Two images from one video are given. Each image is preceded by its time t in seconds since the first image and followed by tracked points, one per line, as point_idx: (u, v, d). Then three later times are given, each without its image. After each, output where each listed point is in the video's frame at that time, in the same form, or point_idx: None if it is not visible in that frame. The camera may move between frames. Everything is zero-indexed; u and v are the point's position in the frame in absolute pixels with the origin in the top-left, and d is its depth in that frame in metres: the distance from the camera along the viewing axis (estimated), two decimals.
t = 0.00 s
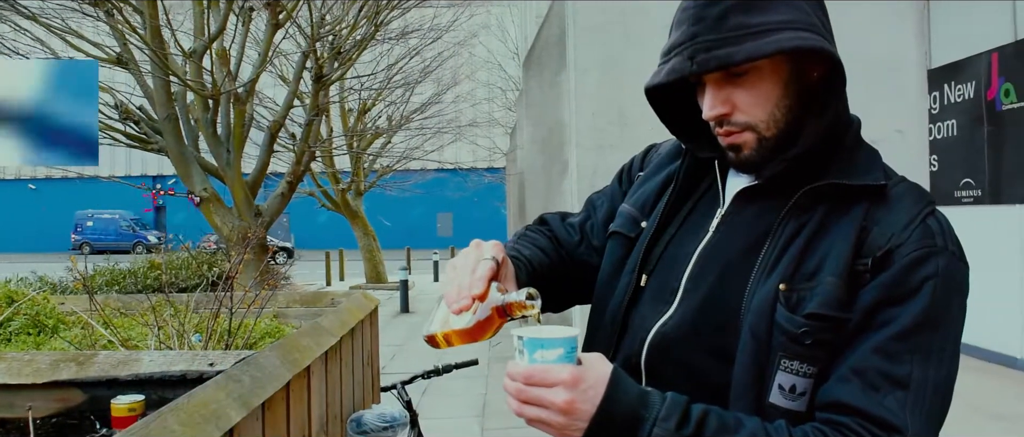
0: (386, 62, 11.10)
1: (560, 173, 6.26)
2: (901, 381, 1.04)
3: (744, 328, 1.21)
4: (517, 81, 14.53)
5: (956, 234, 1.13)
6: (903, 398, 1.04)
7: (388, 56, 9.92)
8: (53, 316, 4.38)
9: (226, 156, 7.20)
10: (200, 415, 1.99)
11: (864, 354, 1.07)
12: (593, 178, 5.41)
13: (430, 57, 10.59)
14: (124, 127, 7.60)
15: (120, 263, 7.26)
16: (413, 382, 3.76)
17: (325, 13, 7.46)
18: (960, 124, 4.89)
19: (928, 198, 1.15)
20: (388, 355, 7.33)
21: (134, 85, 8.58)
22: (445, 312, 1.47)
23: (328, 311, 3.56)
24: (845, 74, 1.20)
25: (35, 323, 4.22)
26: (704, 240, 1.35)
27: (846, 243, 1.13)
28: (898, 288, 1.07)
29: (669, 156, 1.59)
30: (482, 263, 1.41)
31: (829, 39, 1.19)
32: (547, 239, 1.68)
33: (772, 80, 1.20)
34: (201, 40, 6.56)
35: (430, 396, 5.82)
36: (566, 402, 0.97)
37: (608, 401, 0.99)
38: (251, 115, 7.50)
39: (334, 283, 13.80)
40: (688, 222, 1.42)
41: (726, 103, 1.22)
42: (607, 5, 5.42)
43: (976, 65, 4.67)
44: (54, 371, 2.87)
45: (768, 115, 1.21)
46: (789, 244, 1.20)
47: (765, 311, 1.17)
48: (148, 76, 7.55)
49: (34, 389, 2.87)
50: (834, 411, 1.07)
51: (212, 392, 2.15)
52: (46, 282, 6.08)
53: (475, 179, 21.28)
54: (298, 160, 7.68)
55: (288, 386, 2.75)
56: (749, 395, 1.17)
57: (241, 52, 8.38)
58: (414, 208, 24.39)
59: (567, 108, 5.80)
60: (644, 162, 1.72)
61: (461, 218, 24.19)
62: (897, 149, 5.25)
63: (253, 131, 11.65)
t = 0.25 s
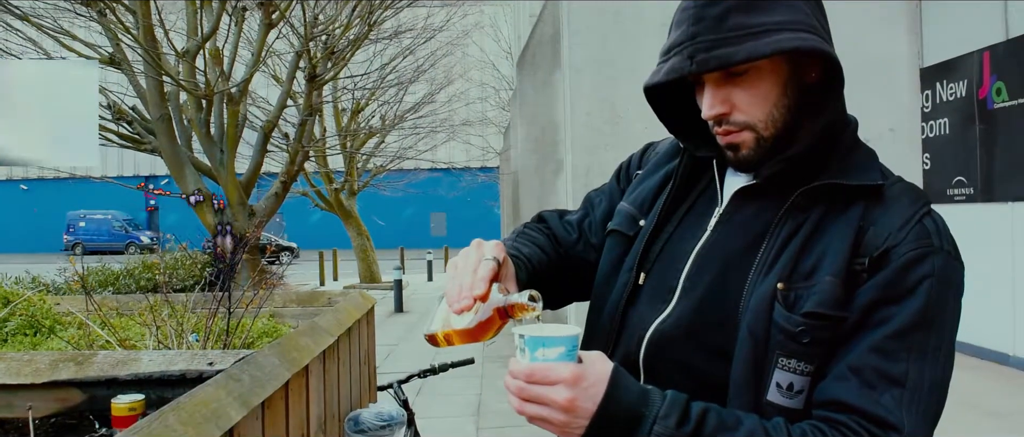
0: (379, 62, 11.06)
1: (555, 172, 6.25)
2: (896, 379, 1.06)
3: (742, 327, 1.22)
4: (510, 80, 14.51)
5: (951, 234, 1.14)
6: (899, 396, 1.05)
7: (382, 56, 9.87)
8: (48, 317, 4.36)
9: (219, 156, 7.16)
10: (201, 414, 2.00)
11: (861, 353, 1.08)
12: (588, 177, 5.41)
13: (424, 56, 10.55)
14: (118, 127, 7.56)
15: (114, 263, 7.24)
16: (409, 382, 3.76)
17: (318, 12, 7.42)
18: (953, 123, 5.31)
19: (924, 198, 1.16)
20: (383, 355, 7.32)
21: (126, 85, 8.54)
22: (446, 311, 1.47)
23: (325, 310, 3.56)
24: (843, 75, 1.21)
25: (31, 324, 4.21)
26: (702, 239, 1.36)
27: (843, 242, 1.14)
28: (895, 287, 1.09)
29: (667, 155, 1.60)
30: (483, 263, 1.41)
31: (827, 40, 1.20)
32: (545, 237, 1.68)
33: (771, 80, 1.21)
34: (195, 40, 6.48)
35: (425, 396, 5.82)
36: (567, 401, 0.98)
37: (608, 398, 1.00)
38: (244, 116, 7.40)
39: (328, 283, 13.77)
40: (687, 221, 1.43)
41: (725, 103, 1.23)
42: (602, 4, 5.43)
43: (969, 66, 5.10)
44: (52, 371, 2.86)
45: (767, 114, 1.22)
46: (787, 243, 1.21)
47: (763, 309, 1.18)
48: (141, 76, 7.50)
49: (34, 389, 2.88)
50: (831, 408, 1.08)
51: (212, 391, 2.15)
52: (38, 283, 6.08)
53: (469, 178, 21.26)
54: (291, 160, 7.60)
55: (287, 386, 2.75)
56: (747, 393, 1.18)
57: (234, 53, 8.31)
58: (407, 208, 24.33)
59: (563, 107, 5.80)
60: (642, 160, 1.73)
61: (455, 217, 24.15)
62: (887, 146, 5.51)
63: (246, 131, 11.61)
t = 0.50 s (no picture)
0: (373, 61, 11.01)
1: (548, 172, 6.26)
2: (892, 378, 1.07)
3: (740, 326, 1.23)
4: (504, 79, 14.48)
5: (946, 235, 1.15)
6: (895, 395, 1.06)
7: (375, 55, 9.85)
8: (43, 316, 4.35)
9: (213, 156, 7.00)
10: (201, 412, 2.01)
11: (857, 353, 1.09)
12: (582, 177, 5.41)
13: (417, 56, 10.53)
14: (111, 126, 7.51)
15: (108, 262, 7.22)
16: (404, 381, 3.76)
17: (312, 12, 7.38)
18: (945, 121, 5.63)
19: (920, 200, 1.17)
20: (376, 354, 7.33)
21: (118, 84, 8.48)
22: (446, 309, 1.47)
23: (322, 309, 3.56)
24: (840, 76, 1.22)
25: (26, 323, 4.21)
26: (700, 238, 1.36)
27: (840, 243, 1.15)
28: (890, 288, 1.10)
29: (665, 154, 1.61)
30: (483, 262, 1.42)
31: (826, 42, 1.21)
32: (543, 235, 1.69)
33: (770, 82, 1.22)
34: (189, 40, 6.39)
35: (419, 395, 5.82)
36: (568, 399, 0.99)
37: (608, 397, 1.01)
38: (238, 115, 7.31)
39: (321, 282, 13.74)
40: (684, 220, 1.44)
41: (724, 103, 1.23)
42: (598, 5, 5.44)
43: (962, 66, 5.39)
44: (50, 369, 2.92)
45: (766, 115, 1.23)
46: (784, 243, 1.22)
47: (760, 309, 1.19)
48: (133, 75, 7.44)
49: (32, 388, 2.95)
50: (828, 407, 1.09)
51: (211, 390, 2.16)
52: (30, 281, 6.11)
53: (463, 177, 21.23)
54: (285, 160, 7.53)
55: (285, 384, 2.75)
56: (744, 392, 1.19)
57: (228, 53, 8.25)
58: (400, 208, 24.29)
59: (557, 107, 5.81)
60: (639, 159, 1.74)
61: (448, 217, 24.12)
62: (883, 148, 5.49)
63: (240, 130, 11.56)
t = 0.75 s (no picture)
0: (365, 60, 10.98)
1: (541, 172, 6.27)
2: (886, 376, 1.08)
3: (736, 325, 1.24)
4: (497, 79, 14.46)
5: (940, 235, 1.17)
6: (889, 393, 1.07)
7: (368, 55, 9.81)
8: (38, 316, 4.35)
9: (205, 155, 6.91)
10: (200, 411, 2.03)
11: (852, 351, 1.10)
12: (576, 177, 5.42)
13: (410, 55, 10.50)
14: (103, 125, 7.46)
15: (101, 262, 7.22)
16: (399, 380, 3.76)
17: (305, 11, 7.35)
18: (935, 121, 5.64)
19: (914, 200, 1.19)
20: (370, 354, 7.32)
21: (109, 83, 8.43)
22: (444, 307, 1.47)
23: (318, 308, 3.56)
24: (836, 77, 1.23)
25: (21, 323, 4.21)
26: (696, 237, 1.37)
27: (835, 242, 1.16)
28: (885, 287, 1.11)
29: (661, 154, 1.62)
30: (482, 261, 1.42)
31: (822, 43, 1.22)
32: (539, 234, 1.70)
33: (767, 82, 1.23)
34: (181, 39, 6.35)
35: (413, 394, 5.83)
36: (566, 397, 1.00)
37: (607, 395, 1.02)
38: (231, 114, 7.25)
39: (315, 282, 13.71)
40: (680, 219, 1.45)
41: (721, 103, 1.24)
42: (591, 4, 5.45)
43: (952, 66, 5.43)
44: (48, 369, 3.11)
45: (762, 115, 1.24)
46: (780, 242, 1.23)
47: (756, 308, 1.20)
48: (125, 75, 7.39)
49: (29, 389, 3.12)
50: (822, 405, 1.10)
51: (211, 388, 2.17)
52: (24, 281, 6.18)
53: (456, 177, 21.21)
54: (278, 159, 7.48)
55: (282, 384, 2.75)
56: (739, 391, 1.20)
57: (220, 52, 8.21)
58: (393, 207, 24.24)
59: (551, 107, 5.82)
60: (635, 159, 1.75)
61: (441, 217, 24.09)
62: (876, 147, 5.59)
63: (233, 129, 11.51)
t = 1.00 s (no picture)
0: (359, 60, 10.93)
1: (535, 171, 6.27)
2: (881, 375, 1.08)
3: (732, 323, 1.24)
4: (491, 79, 14.44)
5: (934, 236, 1.18)
6: (884, 390, 1.08)
7: (361, 54, 9.79)
8: (33, 314, 4.34)
9: (199, 154, 6.91)
10: (199, 408, 2.03)
11: (846, 349, 1.11)
12: (571, 176, 5.43)
13: (403, 55, 10.48)
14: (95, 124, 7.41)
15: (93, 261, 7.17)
16: (394, 378, 3.76)
17: (298, 10, 7.31)
18: (928, 122, 5.62)
19: (908, 201, 1.20)
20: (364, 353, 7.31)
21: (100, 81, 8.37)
22: (443, 304, 1.48)
23: (313, 307, 3.56)
24: (832, 78, 1.24)
25: (15, 321, 4.20)
26: (693, 236, 1.38)
27: (830, 241, 1.17)
28: (879, 286, 1.12)
29: (657, 152, 1.63)
30: (481, 258, 1.43)
31: (818, 44, 1.23)
32: (535, 231, 1.70)
33: (764, 82, 1.24)
34: (174, 37, 6.30)
35: (407, 394, 5.82)
36: (565, 394, 1.00)
37: (605, 392, 1.03)
38: (224, 114, 7.21)
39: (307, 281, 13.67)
40: (677, 218, 1.46)
41: (719, 102, 1.25)
42: (586, 5, 5.46)
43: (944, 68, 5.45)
44: (46, 367, 2.96)
45: (758, 115, 1.25)
46: (776, 241, 1.24)
47: (753, 306, 1.21)
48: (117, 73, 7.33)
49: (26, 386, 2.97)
50: (818, 403, 1.11)
51: (208, 386, 2.18)
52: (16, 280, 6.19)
53: (449, 176, 21.19)
54: (271, 158, 7.43)
55: (279, 381, 2.75)
56: (735, 388, 1.21)
57: (213, 51, 8.17)
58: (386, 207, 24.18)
59: (545, 106, 5.83)
60: (631, 157, 1.76)
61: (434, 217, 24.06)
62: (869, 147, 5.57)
63: (225, 128, 11.45)
